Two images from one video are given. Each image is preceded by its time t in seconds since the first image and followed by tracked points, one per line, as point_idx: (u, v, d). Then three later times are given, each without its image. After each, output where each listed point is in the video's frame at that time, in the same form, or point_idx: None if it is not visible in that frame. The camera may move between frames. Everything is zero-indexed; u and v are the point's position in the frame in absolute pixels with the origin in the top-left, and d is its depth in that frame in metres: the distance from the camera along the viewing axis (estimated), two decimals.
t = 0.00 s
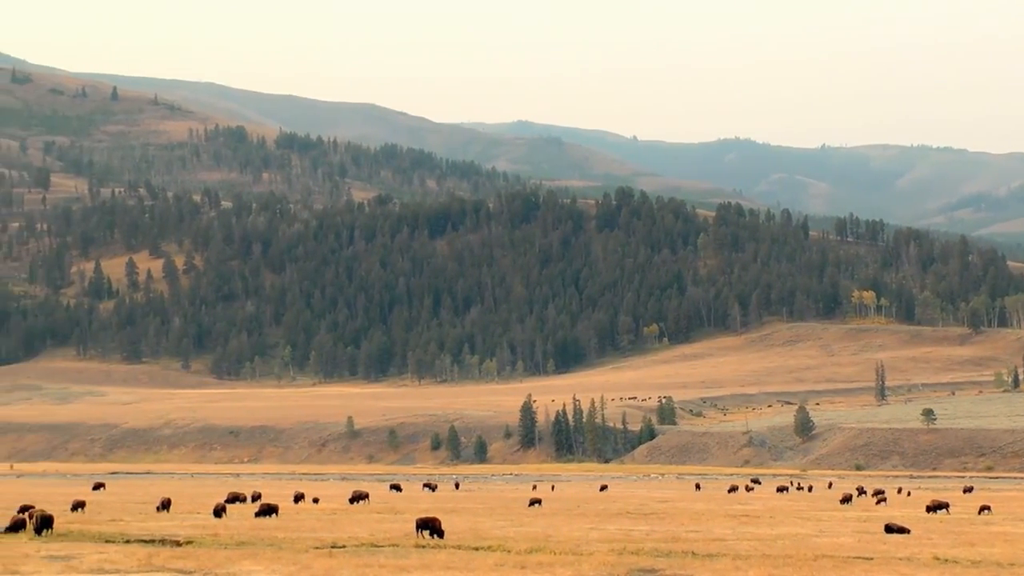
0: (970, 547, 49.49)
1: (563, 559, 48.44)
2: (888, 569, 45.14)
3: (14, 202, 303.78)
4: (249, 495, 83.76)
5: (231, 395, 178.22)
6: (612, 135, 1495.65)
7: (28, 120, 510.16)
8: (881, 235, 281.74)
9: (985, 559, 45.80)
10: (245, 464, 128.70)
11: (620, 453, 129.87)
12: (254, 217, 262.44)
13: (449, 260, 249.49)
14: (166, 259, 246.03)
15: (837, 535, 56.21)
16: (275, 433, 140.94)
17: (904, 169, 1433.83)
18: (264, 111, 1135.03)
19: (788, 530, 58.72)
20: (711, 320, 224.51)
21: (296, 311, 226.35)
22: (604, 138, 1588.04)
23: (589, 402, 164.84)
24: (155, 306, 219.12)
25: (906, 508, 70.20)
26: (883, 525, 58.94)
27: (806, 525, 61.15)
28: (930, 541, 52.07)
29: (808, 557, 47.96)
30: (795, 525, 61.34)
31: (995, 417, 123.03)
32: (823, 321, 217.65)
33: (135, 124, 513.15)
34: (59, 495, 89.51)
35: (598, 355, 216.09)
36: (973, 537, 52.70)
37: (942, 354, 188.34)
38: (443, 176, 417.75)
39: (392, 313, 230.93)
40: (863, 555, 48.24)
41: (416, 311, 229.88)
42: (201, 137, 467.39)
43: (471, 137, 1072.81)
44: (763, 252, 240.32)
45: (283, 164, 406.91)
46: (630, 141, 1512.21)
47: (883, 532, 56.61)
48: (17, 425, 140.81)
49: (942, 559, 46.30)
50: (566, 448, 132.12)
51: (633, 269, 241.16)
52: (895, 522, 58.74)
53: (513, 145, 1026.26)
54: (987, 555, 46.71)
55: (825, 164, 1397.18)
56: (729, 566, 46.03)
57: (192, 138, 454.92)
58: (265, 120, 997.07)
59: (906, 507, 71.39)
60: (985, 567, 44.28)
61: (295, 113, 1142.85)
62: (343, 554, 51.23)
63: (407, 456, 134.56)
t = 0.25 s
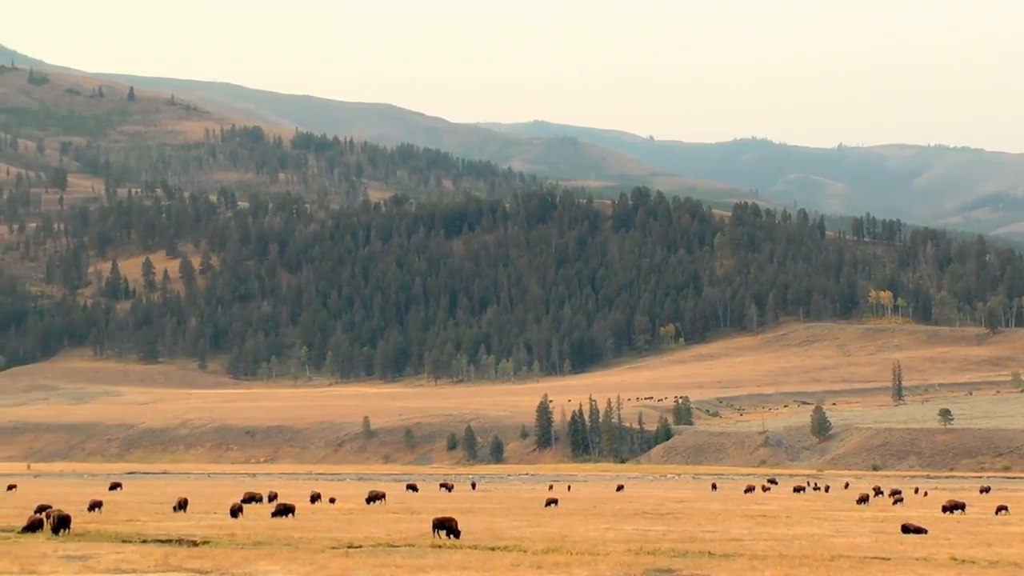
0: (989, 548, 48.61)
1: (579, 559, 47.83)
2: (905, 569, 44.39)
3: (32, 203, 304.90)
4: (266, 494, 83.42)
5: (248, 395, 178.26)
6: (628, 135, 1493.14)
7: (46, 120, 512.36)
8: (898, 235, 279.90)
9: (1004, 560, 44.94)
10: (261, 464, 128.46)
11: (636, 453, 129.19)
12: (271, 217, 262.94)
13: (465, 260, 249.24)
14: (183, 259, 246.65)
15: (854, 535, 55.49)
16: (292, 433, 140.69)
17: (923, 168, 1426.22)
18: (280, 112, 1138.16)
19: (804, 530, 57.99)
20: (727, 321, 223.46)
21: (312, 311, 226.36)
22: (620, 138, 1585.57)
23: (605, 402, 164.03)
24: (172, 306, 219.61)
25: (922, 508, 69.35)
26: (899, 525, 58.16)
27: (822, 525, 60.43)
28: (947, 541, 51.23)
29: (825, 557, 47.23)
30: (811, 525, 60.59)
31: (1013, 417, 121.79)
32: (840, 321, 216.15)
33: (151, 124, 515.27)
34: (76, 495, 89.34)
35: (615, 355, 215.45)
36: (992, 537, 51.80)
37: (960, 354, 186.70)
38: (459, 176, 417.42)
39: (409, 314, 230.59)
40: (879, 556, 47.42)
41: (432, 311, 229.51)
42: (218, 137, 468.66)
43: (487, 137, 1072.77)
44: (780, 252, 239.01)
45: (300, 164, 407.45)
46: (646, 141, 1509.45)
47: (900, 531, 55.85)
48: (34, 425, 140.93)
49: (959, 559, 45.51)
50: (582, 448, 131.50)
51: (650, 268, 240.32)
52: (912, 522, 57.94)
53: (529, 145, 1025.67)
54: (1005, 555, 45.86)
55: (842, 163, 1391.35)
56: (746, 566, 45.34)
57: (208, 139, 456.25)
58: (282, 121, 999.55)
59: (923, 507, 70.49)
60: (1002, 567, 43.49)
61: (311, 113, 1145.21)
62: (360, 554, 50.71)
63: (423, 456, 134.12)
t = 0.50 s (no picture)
0: (1007, 548, 47.88)
1: (596, 559, 47.29)
2: (923, 569, 43.73)
3: (50, 203, 306.12)
4: (282, 494, 83.16)
5: (265, 395, 178.38)
6: (644, 135, 1490.51)
7: (64, 121, 514.91)
8: (916, 235, 277.91)
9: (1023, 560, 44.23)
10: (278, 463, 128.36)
11: (652, 453, 128.55)
12: (287, 217, 263.28)
13: (482, 260, 248.81)
14: (200, 259, 247.19)
15: (871, 535, 54.81)
16: (309, 433, 140.55)
17: (941, 168, 1417.98)
18: (297, 112, 1141.07)
19: (822, 531, 57.34)
20: (744, 321, 222.47)
21: (329, 312, 226.35)
22: (637, 138, 1582.60)
23: (622, 402, 163.40)
24: (189, 306, 220.08)
25: (941, 508, 68.56)
26: (917, 525, 57.46)
27: (839, 525, 59.76)
28: (965, 541, 50.52)
29: (841, 557, 46.59)
30: (827, 525, 59.91)
31: None
32: (857, 321, 214.81)
33: (168, 124, 517.21)
34: (93, 495, 89.27)
35: (631, 355, 214.66)
36: (1011, 537, 51.05)
37: (978, 354, 185.12)
38: (476, 176, 417.10)
39: (425, 313, 230.32)
40: (897, 556, 46.76)
41: (448, 311, 229.19)
42: (235, 138, 469.90)
43: (503, 138, 1072.56)
44: (797, 253, 237.65)
45: (317, 165, 408.19)
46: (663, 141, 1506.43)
47: (918, 531, 55.16)
48: (52, 425, 141.15)
49: (977, 559, 44.84)
50: (599, 448, 130.96)
51: (666, 269, 239.33)
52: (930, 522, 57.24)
53: (545, 145, 1025.25)
54: None
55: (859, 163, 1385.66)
56: (764, 566, 44.70)
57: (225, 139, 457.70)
58: (298, 121, 1001.84)
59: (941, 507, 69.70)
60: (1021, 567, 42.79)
61: (327, 113, 1147.54)
62: (376, 554, 50.30)
63: (439, 456, 133.80)
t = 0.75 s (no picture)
0: None
1: (612, 559, 46.72)
2: (942, 570, 43.06)
3: (66, 203, 307.21)
4: (298, 495, 82.88)
5: (281, 395, 178.39)
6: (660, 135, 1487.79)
7: (81, 122, 517.05)
8: (933, 234, 275.99)
9: None
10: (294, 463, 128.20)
11: (669, 453, 127.85)
12: (304, 217, 263.56)
13: (498, 260, 248.38)
14: (216, 259, 247.68)
15: (888, 535, 54.12)
16: (325, 433, 140.38)
17: (959, 167, 1409.84)
18: (313, 113, 1143.84)
19: (838, 531, 56.66)
20: (760, 320, 221.33)
21: (345, 312, 226.24)
22: (653, 138, 1579.64)
23: (638, 402, 162.68)
24: (205, 306, 220.52)
25: (958, 508, 67.75)
26: (934, 525, 56.74)
27: (856, 525, 59.04)
28: (983, 541, 49.80)
29: (858, 557, 45.96)
30: (844, 525, 59.18)
31: None
32: (874, 321, 213.44)
33: (184, 124, 519.13)
34: (109, 495, 89.16)
35: (647, 355, 213.89)
36: None
37: (995, 354, 183.51)
38: (492, 176, 416.72)
39: (441, 313, 229.96)
40: (914, 556, 46.08)
41: (464, 311, 228.74)
42: (251, 138, 470.99)
43: (519, 138, 1072.31)
44: (813, 252, 236.33)
45: (332, 165, 408.71)
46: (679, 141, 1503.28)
47: (935, 531, 54.48)
48: (69, 425, 141.35)
49: (995, 560, 44.12)
50: (615, 448, 130.31)
51: (682, 268, 238.41)
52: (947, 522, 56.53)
53: (561, 145, 1024.40)
54: None
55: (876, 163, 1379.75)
56: (781, 567, 44.10)
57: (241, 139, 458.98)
58: (314, 121, 1003.93)
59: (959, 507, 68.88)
60: None
61: (343, 113, 1149.62)
62: (392, 554, 49.84)
63: (455, 456, 133.44)
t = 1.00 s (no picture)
0: None
1: (629, 559, 46.21)
2: (960, 571, 42.48)
3: (84, 204, 308.37)
4: (314, 495, 82.58)
5: (297, 395, 178.36)
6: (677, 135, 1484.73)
7: (99, 122, 519.23)
8: (951, 234, 274.08)
9: None
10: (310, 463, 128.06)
11: (685, 453, 127.17)
12: (320, 218, 263.70)
13: (514, 260, 247.89)
14: (233, 259, 248.07)
15: (905, 535, 53.46)
16: (342, 433, 140.20)
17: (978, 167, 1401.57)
18: (329, 113, 1146.13)
19: (855, 531, 56.02)
20: (776, 320, 220.15)
21: (362, 312, 226.12)
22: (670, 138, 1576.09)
23: (655, 402, 161.94)
24: (222, 306, 220.83)
25: (976, 508, 67.00)
26: (951, 525, 56.09)
27: (873, 525, 58.38)
28: (1001, 541, 49.16)
29: (875, 558, 45.38)
30: (861, 525, 58.53)
31: None
32: (890, 321, 212.11)
33: (201, 124, 520.67)
34: (126, 494, 89.11)
35: (664, 355, 213.04)
36: None
37: (1014, 354, 181.92)
38: (508, 176, 416.26)
39: (458, 313, 229.60)
40: (932, 556, 45.47)
41: (481, 310, 228.35)
42: (267, 138, 471.93)
43: (535, 138, 1071.70)
44: (830, 252, 234.92)
45: (349, 165, 409.07)
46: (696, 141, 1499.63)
47: (952, 531, 53.85)
48: (86, 425, 141.56)
49: (1014, 560, 43.50)
50: (632, 448, 129.66)
51: (699, 269, 237.41)
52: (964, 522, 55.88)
53: (577, 144, 1023.26)
54: None
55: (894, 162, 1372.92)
56: (798, 567, 43.54)
57: (257, 140, 460.04)
58: (331, 121, 1005.71)
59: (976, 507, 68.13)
60: None
61: (359, 113, 1151.20)
62: (408, 554, 49.43)
63: (472, 456, 133.10)
